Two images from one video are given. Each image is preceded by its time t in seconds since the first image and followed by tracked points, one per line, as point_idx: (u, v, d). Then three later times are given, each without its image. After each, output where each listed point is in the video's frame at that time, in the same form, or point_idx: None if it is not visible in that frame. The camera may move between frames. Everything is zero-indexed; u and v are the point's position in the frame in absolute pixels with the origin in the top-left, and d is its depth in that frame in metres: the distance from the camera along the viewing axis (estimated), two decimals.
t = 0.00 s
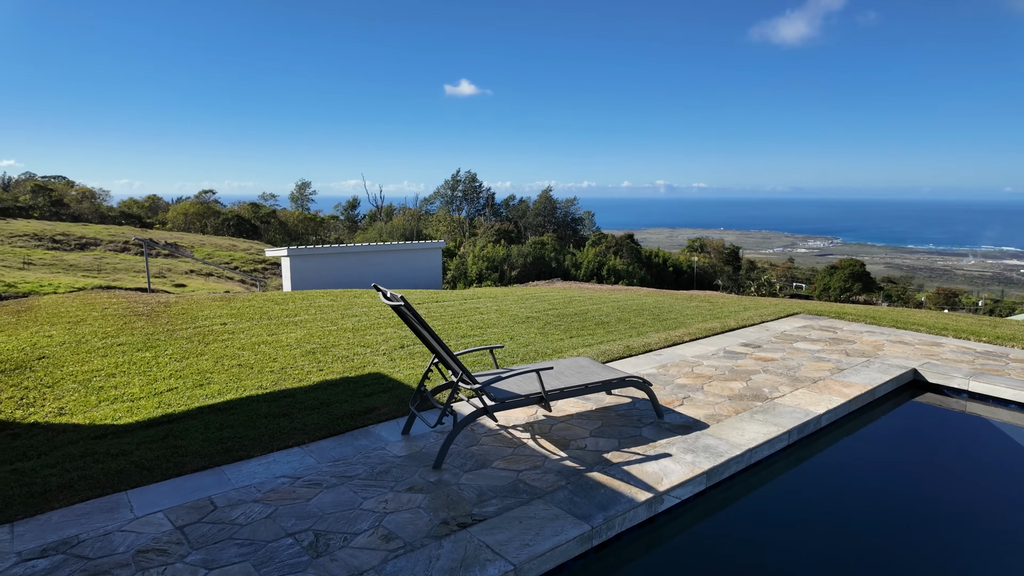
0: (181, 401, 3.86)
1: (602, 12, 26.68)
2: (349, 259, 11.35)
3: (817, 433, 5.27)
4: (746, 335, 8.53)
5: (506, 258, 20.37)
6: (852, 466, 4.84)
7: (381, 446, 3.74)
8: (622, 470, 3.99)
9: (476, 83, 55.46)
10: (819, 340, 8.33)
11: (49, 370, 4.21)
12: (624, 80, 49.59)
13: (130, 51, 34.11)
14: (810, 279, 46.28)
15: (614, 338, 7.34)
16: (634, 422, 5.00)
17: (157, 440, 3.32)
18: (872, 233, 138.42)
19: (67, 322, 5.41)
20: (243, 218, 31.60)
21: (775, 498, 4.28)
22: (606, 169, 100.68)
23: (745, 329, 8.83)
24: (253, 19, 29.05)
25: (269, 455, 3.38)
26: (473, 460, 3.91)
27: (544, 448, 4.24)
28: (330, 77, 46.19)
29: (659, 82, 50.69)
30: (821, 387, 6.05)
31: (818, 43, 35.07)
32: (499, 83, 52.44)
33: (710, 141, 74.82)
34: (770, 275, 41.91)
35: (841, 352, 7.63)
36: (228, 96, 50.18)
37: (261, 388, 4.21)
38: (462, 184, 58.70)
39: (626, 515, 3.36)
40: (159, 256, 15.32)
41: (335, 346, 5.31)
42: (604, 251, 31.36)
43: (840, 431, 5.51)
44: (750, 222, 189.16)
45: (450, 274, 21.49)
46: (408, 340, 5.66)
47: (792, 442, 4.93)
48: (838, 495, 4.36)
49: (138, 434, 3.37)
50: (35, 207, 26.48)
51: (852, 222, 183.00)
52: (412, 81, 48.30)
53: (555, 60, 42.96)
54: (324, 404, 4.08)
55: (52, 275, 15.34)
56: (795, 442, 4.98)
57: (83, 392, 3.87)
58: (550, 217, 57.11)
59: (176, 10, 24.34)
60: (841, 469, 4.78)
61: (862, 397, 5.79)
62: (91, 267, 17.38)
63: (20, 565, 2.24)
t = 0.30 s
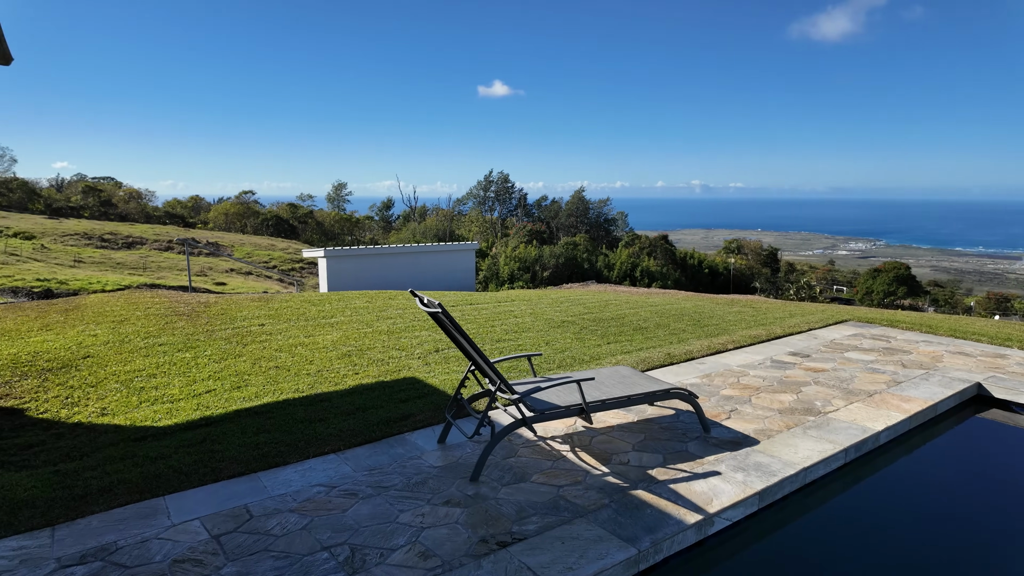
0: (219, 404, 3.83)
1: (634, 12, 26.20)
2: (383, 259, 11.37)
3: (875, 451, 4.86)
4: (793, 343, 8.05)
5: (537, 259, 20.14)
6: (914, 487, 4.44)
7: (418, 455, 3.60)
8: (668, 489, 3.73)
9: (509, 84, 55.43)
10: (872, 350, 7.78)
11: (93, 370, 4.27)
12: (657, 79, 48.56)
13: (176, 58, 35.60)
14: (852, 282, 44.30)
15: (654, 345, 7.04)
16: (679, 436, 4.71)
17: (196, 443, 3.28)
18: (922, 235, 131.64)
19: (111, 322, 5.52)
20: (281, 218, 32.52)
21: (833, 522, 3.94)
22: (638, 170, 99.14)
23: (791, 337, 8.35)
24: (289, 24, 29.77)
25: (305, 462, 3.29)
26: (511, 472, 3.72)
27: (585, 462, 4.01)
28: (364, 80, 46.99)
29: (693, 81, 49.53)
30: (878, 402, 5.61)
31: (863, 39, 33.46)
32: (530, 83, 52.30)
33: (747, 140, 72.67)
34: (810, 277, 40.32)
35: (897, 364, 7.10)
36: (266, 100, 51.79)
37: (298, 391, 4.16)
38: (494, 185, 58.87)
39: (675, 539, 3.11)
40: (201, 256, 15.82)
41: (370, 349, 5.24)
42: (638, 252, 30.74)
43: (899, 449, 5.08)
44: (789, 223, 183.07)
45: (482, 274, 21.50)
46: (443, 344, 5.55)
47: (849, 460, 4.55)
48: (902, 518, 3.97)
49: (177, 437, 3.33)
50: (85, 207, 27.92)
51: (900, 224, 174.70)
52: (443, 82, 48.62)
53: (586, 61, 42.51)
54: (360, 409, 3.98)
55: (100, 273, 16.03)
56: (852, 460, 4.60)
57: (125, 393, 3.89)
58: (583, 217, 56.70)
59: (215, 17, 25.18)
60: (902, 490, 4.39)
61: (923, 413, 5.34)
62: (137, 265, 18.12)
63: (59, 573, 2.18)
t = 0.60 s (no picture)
0: (283, 402, 3.87)
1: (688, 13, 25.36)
2: (435, 261, 11.43)
3: (965, 475, 4.37)
4: (866, 354, 7.44)
5: (586, 261, 19.91)
6: (1013, 516, 3.94)
7: (477, 461, 3.46)
8: (741, 508, 3.43)
9: (557, 87, 55.18)
10: (956, 364, 7.08)
11: (165, 365, 4.42)
12: (709, 79, 47.02)
13: (240, 69, 37.57)
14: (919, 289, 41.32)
15: (716, 353, 6.68)
16: (749, 452, 4.37)
17: (261, 441, 3.29)
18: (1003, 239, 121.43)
19: (181, 318, 5.74)
20: (337, 219, 33.66)
21: (923, 552, 3.52)
22: (687, 171, 96.67)
23: (864, 348, 7.73)
24: (344, 35, 30.74)
25: (366, 464, 3.24)
26: (573, 484, 3.52)
27: (650, 476, 3.77)
28: (413, 86, 48.03)
29: (746, 81, 47.91)
30: (966, 421, 5.05)
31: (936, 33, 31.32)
32: (576, 87, 51.93)
33: (806, 138, 69.29)
34: (873, 283, 37.89)
35: (988, 380, 6.40)
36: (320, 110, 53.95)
37: (357, 391, 4.16)
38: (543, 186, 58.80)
39: (753, 563, 2.84)
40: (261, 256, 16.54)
41: (426, 351, 5.21)
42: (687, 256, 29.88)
43: (993, 474, 4.54)
44: (850, 226, 173.54)
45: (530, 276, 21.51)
46: (498, 347, 5.45)
47: (937, 484, 4.10)
48: (1004, 551, 3.50)
49: (243, 434, 3.37)
50: (154, 207, 29.94)
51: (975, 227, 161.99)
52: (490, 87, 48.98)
53: (635, 63, 41.73)
54: (418, 411, 3.91)
55: (168, 270, 17.06)
56: (940, 484, 4.13)
57: (194, 389, 4.00)
58: (632, 219, 55.89)
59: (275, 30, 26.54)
60: (1000, 520, 3.89)
61: (1020, 435, 4.77)
62: (202, 263, 19.15)
63: (136, 566, 2.17)
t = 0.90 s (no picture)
0: (340, 406, 3.90)
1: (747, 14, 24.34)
2: (487, 264, 11.41)
3: None
4: (944, 370, 6.84)
5: (634, 262, 19.61)
6: None
7: (533, 473, 3.34)
8: (813, 536, 3.18)
9: (606, 87, 54.25)
10: None
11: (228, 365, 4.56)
12: (766, 78, 45.02)
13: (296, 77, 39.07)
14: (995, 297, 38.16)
15: (778, 367, 6.34)
16: (820, 474, 4.06)
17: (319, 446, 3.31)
18: None
19: (242, 319, 5.93)
20: (388, 220, 34.39)
21: None
22: (739, 171, 93.25)
23: (942, 363, 7.10)
24: (395, 41, 31.31)
25: (421, 471, 3.19)
26: (633, 502, 3.34)
27: (715, 497, 3.55)
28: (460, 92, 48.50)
29: (806, 80, 45.71)
30: None
31: None
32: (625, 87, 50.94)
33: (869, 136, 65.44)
34: (944, 291, 35.30)
35: None
36: (370, 116, 55.42)
37: (412, 396, 4.15)
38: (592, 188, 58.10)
39: None
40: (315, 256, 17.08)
41: (478, 355, 5.17)
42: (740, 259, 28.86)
43: None
44: (916, 228, 162.94)
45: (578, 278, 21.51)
46: (550, 354, 5.37)
47: None
48: None
49: (301, 437, 3.41)
50: (217, 208, 31.67)
51: None
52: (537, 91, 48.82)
53: (688, 65, 40.69)
54: (472, 419, 3.84)
55: (229, 269, 17.89)
56: None
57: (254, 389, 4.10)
58: (684, 221, 55.47)
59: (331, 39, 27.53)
60: None
61: None
62: (260, 262, 19.98)
63: (201, 569, 2.32)
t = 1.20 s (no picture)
0: (376, 409, 3.86)
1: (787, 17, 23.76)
2: (519, 267, 11.34)
3: None
4: (1007, 382, 6.37)
5: (666, 266, 19.37)
6: None
7: (574, 484, 3.20)
8: (875, 560, 2.94)
9: (637, 88, 53.60)
10: None
11: (265, 366, 4.57)
12: (804, 79, 43.78)
13: (331, 85, 40.07)
14: None
15: (824, 377, 6.07)
16: (877, 491, 3.79)
17: (357, 449, 3.25)
18: None
19: (279, 320, 6.00)
20: (418, 223, 34.72)
21: None
22: (773, 173, 90.96)
23: (1004, 375, 6.62)
24: (428, 46, 31.68)
25: (459, 479, 3.08)
26: (680, 517, 3.17)
27: (766, 514, 3.34)
28: (490, 96, 48.83)
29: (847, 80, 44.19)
30: None
31: None
32: (657, 88, 50.22)
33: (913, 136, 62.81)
34: (994, 297, 33.45)
35: None
36: (400, 120, 56.26)
37: (449, 400, 4.10)
38: (622, 190, 57.51)
39: None
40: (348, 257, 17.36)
41: (512, 360, 5.11)
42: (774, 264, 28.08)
43: None
44: (962, 232, 155.69)
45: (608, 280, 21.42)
46: (586, 359, 5.28)
47: None
48: None
49: (340, 441, 3.36)
50: (253, 210, 32.63)
51: None
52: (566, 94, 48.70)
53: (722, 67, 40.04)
54: (510, 425, 3.74)
55: (265, 270, 18.34)
56: None
57: (291, 391, 4.09)
58: (717, 223, 54.21)
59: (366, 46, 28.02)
60: None
61: None
62: (295, 263, 20.42)
63: None
